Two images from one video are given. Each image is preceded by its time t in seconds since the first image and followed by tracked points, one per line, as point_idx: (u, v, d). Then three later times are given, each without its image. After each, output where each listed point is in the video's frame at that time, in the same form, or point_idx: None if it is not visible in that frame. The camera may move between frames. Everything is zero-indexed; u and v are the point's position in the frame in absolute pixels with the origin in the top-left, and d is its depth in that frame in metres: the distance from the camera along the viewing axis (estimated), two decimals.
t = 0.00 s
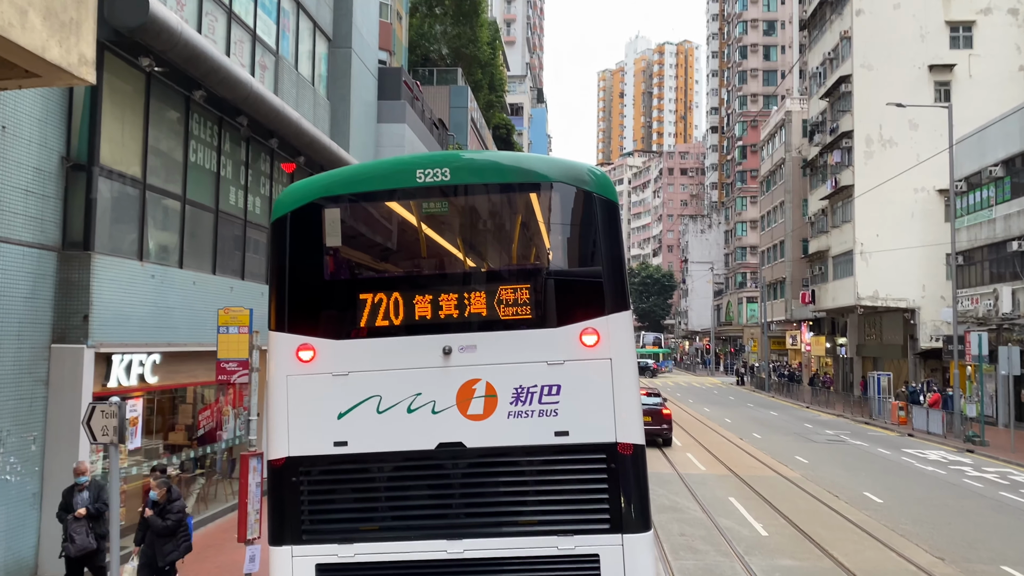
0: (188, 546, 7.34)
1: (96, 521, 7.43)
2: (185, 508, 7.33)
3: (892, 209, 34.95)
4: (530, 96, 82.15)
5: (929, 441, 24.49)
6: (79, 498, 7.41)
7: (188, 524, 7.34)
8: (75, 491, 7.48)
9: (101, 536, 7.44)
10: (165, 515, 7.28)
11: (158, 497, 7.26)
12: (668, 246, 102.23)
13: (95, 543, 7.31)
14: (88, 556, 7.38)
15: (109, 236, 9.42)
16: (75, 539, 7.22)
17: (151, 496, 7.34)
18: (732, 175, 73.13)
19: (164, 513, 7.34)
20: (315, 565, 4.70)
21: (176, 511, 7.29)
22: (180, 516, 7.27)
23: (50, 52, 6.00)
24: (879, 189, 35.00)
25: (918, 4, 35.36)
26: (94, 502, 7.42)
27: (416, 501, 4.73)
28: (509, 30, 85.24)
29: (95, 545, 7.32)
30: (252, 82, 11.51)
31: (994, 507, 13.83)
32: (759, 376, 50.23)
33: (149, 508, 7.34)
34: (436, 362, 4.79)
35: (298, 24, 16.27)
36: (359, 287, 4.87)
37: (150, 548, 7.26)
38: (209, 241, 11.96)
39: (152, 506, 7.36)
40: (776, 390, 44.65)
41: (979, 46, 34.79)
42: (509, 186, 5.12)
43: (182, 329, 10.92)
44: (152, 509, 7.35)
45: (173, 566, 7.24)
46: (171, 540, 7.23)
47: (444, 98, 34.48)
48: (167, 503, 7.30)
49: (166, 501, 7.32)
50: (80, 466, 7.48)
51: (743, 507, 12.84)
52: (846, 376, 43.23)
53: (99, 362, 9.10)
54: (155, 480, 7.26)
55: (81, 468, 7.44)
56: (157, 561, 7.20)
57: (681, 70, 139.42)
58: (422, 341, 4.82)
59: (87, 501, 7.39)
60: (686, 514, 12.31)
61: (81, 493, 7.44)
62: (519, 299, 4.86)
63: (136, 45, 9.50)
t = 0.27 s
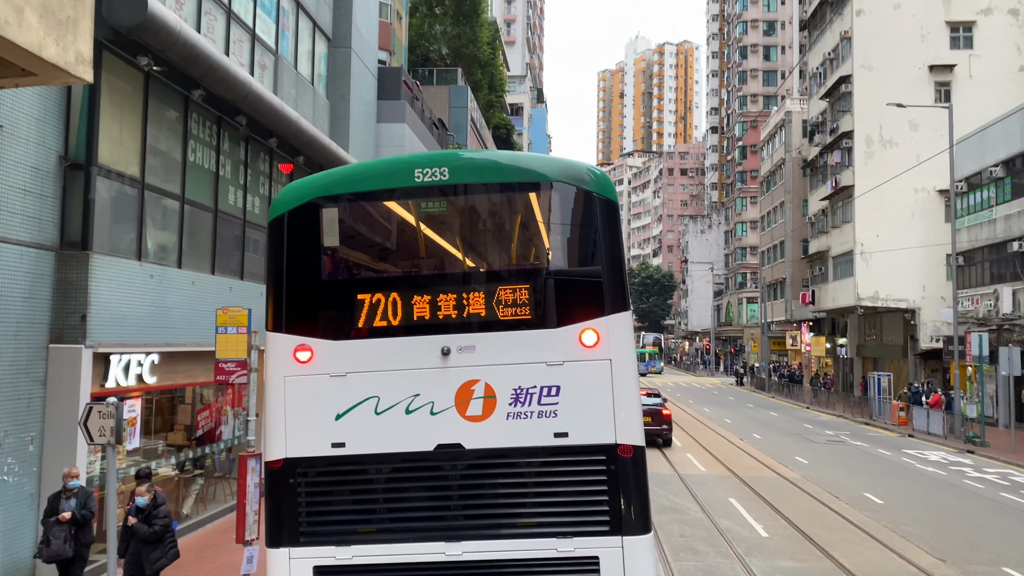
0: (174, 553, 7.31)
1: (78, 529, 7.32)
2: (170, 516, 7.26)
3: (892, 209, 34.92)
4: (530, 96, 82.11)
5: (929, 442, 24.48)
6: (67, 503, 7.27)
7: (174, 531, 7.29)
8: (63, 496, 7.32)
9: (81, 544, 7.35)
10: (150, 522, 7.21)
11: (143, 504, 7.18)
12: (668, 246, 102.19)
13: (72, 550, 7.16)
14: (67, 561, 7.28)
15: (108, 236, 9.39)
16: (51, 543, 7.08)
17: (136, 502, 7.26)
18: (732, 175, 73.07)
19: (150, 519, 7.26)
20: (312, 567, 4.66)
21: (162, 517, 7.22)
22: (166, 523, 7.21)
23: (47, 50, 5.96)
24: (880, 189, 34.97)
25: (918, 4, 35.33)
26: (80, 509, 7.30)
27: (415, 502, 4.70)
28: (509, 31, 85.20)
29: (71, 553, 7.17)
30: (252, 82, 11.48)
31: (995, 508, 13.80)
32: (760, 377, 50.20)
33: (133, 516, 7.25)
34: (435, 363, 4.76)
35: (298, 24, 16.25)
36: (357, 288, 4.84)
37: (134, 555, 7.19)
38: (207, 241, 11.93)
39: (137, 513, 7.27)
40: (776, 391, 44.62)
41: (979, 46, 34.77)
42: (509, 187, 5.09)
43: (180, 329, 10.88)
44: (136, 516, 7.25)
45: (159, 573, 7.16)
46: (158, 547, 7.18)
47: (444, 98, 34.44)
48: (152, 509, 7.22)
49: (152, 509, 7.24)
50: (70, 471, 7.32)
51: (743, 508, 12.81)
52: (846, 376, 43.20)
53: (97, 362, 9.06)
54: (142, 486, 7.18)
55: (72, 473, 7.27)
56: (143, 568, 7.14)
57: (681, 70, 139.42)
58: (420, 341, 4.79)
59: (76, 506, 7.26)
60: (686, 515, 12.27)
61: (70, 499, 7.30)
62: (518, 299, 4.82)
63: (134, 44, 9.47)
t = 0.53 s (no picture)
0: (162, 559, 7.27)
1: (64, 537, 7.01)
2: (159, 521, 7.27)
3: (892, 209, 34.92)
4: (530, 96, 82.08)
5: (929, 442, 24.47)
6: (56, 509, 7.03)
7: (163, 536, 7.27)
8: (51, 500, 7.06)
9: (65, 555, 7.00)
10: (139, 528, 7.17)
11: (133, 509, 7.17)
12: (667, 246, 102.18)
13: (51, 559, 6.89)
14: (47, 572, 6.98)
15: (108, 238, 9.38)
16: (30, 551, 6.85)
17: (125, 507, 7.23)
18: (732, 175, 73.08)
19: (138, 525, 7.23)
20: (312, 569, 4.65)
21: (151, 523, 7.21)
22: (156, 528, 7.21)
23: (45, 51, 5.95)
24: (879, 189, 34.96)
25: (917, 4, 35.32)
26: (65, 516, 7.01)
27: (414, 504, 4.69)
28: (508, 31, 85.19)
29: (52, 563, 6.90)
30: (251, 82, 11.47)
31: (996, 508, 13.78)
32: (760, 377, 50.18)
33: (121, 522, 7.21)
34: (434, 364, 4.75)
35: (297, 24, 16.23)
36: (356, 289, 4.83)
37: (122, 561, 7.13)
38: (207, 242, 11.92)
39: (125, 519, 7.24)
40: (777, 391, 44.60)
41: (979, 46, 34.76)
42: (508, 187, 5.08)
43: (179, 330, 10.87)
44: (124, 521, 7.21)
45: None
46: (148, 552, 7.14)
47: (443, 98, 34.42)
48: (141, 515, 7.21)
49: (140, 513, 7.23)
50: (61, 474, 7.09)
51: (743, 508, 12.79)
52: (846, 376, 43.19)
53: (96, 363, 9.05)
54: (133, 490, 7.14)
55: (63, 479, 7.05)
56: (132, 574, 7.10)
57: (681, 70, 139.42)
58: (419, 342, 4.78)
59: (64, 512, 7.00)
60: (686, 516, 12.25)
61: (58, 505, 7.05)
62: (517, 300, 4.81)
63: (133, 45, 9.46)
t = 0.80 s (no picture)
0: (155, 571, 7.09)
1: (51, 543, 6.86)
2: (154, 531, 7.11)
3: (892, 209, 34.91)
4: (530, 97, 82.07)
5: (930, 442, 24.49)
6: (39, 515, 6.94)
7: (157, 547, 7.10)
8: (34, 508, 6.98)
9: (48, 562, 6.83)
10: (133, 538, 7.03)
11: (127, 517, 7.05)
12: (668, 246, 102.17)
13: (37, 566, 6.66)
14: None
15: (108, 239, 9.38)
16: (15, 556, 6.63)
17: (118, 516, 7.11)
18: (732, 175, 73.10)
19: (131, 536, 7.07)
20: (312, 569, 4.65)
21: (145, 533, 7.05)
22: (149, 539, 7.05)
23: (44, 53, 5.95)
24: (879, 190, 34.97)
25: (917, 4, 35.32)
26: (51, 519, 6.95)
27: (415, 505, 4.69)
28: (508, 31, 85.19)
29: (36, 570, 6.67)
30: (251, 83, 11.46)
31: (996, 508, 13.77)
32: (760, 377, 50.18)
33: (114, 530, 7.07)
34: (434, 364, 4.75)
35: (297, 25, 16.26)
36: (357, 290, 4.83)
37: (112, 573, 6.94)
38: (207, 243, 11.93)
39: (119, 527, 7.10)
40: (777, 391, 44.59)
41: (979, 46, 34.75)
42: (508, 189, 5.08)
43: (180, 331, 10.88)
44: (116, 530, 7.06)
45: None
46: (140, 564, 6.97)
47: (444, 99, 34.42)
48: (135, 524, 7.07)
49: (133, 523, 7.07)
50: (42, 482, 7.01)
51: (744, 509, 12.80)
52: (846, 376, 43.19)
53: (96, 364, 9.05)
54: (128, 499, 7.05)
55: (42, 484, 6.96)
56: None
57: (681, 70, 139.47)
58: (420, 343, 4.78)
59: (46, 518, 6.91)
60: (686, 517, 12.25)
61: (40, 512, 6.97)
62: (518, 301, 4.81)
63: (133, 46, 9.48)
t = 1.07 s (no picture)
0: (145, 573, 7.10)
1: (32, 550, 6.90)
2: (143, 534, 7.09)
3: (892, 209, 34.93)
4: (530, 97, 82.07)
5: (929, 443, 24.51)
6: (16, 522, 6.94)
7: (146, 550, 7.10)
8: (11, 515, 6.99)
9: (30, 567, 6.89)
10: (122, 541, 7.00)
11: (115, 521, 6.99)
12: (668, 247, 102.21)
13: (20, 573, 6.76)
14: None
15: (108, 238, 9.38)
16: None
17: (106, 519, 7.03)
18: (732, 176, 73.12)
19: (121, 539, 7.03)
20: (312, 569, 4.65)
21: (135, 536, 7.04)
22: (139, 542, 7.04)
23: (46, 53, 5.96)
24: (879, 190, 34.98)
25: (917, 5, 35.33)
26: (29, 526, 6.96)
27: (415, 505, 4.69)
28: (508, 32, 85.18)
29: None
30: (251, 83, 11.47)
31: (996, 509, 13.77)
32: (760, 378, 50.20)
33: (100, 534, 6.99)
34: (435, 365, 4.76)
35: (297, 25, 16.26)
36: (357, 290, 4.83)
37: None
38: (207, 243, 11.93)
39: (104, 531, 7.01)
40: (777, 392, 44.62)
41: (979, 47, 34.75)
42: (509, 189, 5.08)
43: (180, 332, 10.88)
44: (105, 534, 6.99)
45: None
46: (130, 567, 6.96)
47: (444, 99, 34.42)
48: (124, 527, 7.03)
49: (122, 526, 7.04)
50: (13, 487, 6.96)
51: (743, 509, 12.81)
52: (846, 377, 43.21)
53: (96, 364, 9.05)
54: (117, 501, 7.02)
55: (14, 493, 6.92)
56: None
57: (680, 71, 139.48)
58: (421, 344, 4.78)
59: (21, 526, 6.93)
60: (686, 517, 12.27)
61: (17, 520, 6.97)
62: (518, 302, 4.82)
63: (134, 46, 9.48)
